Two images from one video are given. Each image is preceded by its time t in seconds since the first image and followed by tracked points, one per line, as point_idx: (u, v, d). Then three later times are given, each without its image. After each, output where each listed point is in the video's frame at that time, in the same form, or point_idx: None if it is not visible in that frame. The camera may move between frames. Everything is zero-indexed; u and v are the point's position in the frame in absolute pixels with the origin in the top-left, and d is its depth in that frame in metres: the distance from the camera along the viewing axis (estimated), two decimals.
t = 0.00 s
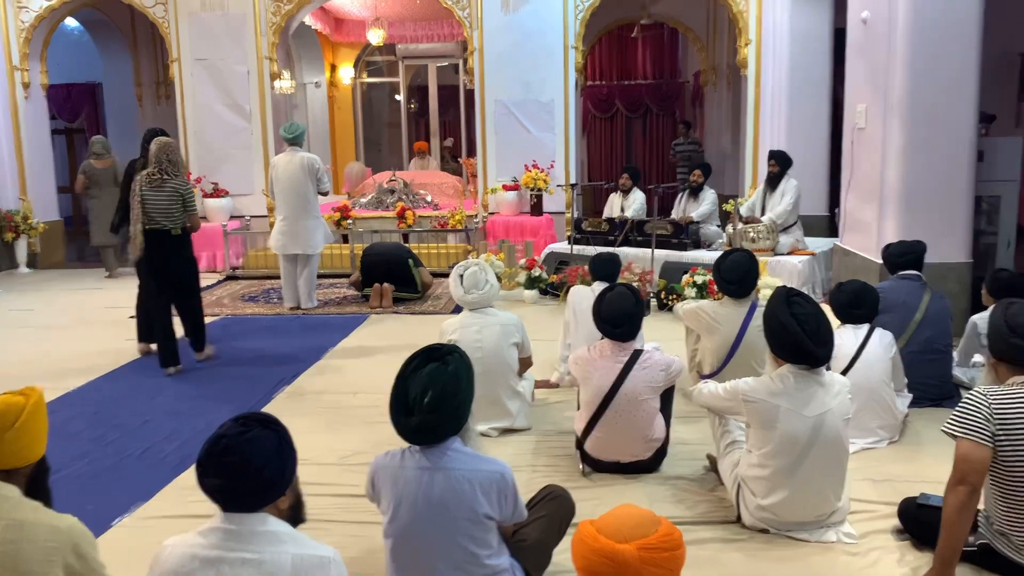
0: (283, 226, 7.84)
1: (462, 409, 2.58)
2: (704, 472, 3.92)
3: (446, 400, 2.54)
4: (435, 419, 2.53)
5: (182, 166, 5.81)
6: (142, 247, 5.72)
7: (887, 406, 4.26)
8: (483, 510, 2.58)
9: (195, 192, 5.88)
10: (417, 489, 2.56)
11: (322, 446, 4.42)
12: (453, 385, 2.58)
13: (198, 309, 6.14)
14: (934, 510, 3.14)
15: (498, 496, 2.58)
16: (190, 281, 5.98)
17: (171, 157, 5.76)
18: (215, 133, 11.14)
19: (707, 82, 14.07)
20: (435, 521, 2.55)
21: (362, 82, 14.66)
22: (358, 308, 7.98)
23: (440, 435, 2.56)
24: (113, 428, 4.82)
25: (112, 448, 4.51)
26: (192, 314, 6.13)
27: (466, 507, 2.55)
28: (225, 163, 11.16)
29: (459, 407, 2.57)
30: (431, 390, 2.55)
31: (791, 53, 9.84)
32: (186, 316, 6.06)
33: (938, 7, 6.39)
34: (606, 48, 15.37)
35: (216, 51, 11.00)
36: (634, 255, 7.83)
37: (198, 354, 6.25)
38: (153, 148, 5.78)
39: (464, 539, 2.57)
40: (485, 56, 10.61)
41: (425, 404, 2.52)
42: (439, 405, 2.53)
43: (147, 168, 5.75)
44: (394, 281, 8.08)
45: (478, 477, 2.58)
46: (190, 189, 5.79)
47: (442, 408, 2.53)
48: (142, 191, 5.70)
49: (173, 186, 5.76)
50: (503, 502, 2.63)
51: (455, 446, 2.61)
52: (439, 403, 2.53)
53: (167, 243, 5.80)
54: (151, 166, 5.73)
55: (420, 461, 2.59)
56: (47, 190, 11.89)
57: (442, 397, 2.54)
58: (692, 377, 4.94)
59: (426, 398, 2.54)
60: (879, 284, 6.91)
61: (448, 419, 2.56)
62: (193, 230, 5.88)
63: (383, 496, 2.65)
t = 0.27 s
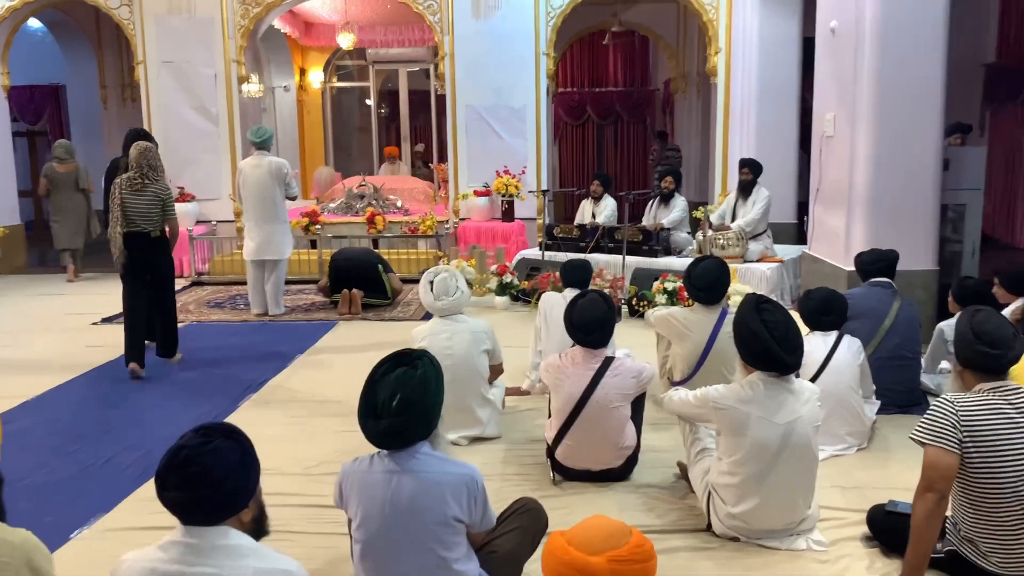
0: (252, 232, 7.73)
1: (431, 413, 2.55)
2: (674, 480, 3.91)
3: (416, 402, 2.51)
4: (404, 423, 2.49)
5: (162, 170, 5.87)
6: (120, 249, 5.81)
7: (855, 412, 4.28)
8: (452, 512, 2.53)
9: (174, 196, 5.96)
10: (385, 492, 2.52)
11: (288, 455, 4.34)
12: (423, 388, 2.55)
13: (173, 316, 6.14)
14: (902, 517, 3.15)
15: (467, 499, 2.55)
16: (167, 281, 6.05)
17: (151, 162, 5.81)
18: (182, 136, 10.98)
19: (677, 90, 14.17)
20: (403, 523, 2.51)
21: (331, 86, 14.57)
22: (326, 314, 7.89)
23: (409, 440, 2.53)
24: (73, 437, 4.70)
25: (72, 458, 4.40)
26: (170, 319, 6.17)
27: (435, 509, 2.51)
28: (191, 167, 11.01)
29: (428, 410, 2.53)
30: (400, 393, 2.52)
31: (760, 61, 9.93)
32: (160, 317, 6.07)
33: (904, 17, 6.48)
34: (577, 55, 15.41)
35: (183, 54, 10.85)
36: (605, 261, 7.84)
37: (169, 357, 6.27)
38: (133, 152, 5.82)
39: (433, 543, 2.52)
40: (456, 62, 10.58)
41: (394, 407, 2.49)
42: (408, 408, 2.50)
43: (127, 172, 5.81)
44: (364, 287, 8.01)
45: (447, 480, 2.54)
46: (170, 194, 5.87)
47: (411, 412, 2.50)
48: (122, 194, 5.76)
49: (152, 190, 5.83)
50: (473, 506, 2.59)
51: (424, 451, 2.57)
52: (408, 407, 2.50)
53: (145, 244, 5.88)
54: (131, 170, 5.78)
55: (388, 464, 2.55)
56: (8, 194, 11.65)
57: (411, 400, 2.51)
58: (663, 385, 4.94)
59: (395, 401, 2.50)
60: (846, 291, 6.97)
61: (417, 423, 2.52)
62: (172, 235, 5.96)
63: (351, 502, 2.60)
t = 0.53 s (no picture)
0: (226, 238, 7.65)
1: (411, 417, 2.54)
2: (648, 495, 3.90)
3: (394, 407, 2.50)
4: (382, 427, 2.47)
5: (145, 172, 6.04)
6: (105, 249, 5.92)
7: (828, 429, 4.30)
8: (425, 516, 2.50)
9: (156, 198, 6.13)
10: (360, 495, 2.49)
11: (259, 466, 4.27)
12: (401, 393, 2.54)
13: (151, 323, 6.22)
14: (873, 535, 3.16)
15: (442, 504, 2.52)
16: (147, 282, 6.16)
17: (135, 163, 5.97)
18: (157, 141, 10.87)
19: (656, 104, 14.27)
20: (375, 526, 2.48)
21: (310, 93, 14.51)
22: (301, 323, 7.82)
23: (386, 446, 2.51)
24: (38, 445, 4.59)
25: (37, 467, 4.30)
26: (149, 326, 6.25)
27: (408, 512, 2.48)
28: (166, 172, 10.90)
29: (407, 415, 2.52)
30: (378, 397, 2.51)
31: (738, 77, 10.01)
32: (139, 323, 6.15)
33: (880, 38, 6.55)
34: (557, 67, 15.46)
35: (160, 58, 10.75)
36: (582, 274, 7.85)
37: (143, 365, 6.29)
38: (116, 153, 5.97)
39: (407, 549, 2.49)
40: (436, 72, 10.57)
41: (371, 412, 2.48)
42: (385, 412, 2.48)
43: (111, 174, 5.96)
44: (339, 296, 7.95)
45: (423, 485, 2.51)
46: (153, 195, 6.04)
47: (389, 416, 2.48)
48: (106, 195, 5.88)
49: (136, 191, 5.99)
50: (448, 512, 2.56)
51: (401, 456, 2.55)
52: (386, 411, 2.49)
53: (128, 245, 6.00)
54: (114, 171, 5.93)
55: (364, 467, 2.53)
56: None
57: (389, 405, 2.50)
58: (637, 399, 4.93)
59: (372, 406, 2.49)
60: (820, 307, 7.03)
61: (396, 428, 2.50)
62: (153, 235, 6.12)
63: (326, 505, 2.57)
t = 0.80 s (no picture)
0: (210, 246, 7.62)
1: (395, 424, 2.53)
2: (627, 511, 3.91)
3: (378, 414, 2.49)
4: (365, 433, 2.46)
5: (130, 179, 6.01)
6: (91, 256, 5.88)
7: (808, 446, 4.33)
8: (407, 523, 2.49)
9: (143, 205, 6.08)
10: (342, 500, 2.48)
11: (237, 477, 4.25)
12: (385, 401, 2.53)
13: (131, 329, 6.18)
14: (850, 553, 3.17)
15: (425, 511, 2.52)
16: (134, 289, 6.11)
17: (121, 170, 5.98)
18: (143, 147, 10.83)
19: (644, 119, 14.34)
20: (355, 530, 2.46)
21: (299, 102, 14.50)
22: (284, 332, 7.80)
23: (369, 453, 2.50)
24: (13, 454, 4.54)
25: (12, 475, 4.25)
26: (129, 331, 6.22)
27: (389, 517, 2.47)
28: (152, 178, 10.86)
29: (391, 423, 2.51)
30: (363, 405, 2.50)
31: (724, 93, 10.08)
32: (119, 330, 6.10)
33: (864, 59, 6.62)
34: (546, 80, 15.52)
35: (148, 64, 10.71)
36: (567, 287, 7.87)
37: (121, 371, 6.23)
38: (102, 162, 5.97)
39: (387, 555, 2.47)
40: (425, 83, 10.59)
41: (355, 419, 2.47)
42: (369, 419, 2.47)
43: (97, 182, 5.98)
44: (323, 305, 7.93)
45: (406, 492, 2.51)
46: (138, 201, 6.00)
47: (373, 422, 2.47)
48: (92, 203, 5.88)
49: (122, 198, 5.96)
50: (430, 520, 2.56)
51: (383, 463, 2.55)
52: (370, 418, 2.48)
53: (115, 252, 5.96)
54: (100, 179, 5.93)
55: (346, 474, 2.53)
56: None
57: (373, 411, 2.49)
58: (618, 414, 4.93)
59: (356, 413, 2.49)
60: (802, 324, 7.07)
61: (380, 436, 2.49)
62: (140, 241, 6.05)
63: (307, 510, 2.55)
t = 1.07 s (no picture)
0: (201, 256, 7.61)
1: (382, 435, 2.52)
2: (614, 522, 3.92)
3: (365, 424, 2.48)
4: (352, 443, 2.44)
5: (111, 187, 6.17)
6: (76, 261, 5.94)
7: (795, 458, 4.37)
8: (393, 535, 2.48)
9: (123, 213, 6.24)
10: (327, 512, 2.46)
11: (224, 488, 4.24)
12: (372, 412, 2.53)
13: (117, 332, 6.31)
14: (835, 565, 3.16)
15: (410, 523, 2.50)
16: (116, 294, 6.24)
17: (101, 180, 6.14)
18: (134, 155, 10.81)
19: (636, 129, 14.38)
20: (340, 540, 2.44)
21: (291, 110, 14.51)
22: (274, 341, 7.79)
23: (355, 463, 2.48)
24: None
25: None
26: (114, 334, 6.35)
27: (374, 528, 2.46)
28: (142, 187, 10.84)
29: (378, 433, 2.50)
30: (350, 416, 2.49)
31: (715, 104, 10.12)
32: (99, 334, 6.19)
33: (853, 72, 6.66)
34: (538, 90, 15.55)
35: (139, 72, 10.70)
36: (558, 297, 7.88)
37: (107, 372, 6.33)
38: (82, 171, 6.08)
39: (372, 567, 2.46)
40: (417, 92, 10.60)
41: (342, 430, 2.45)
42: (356, 429, 2.46)
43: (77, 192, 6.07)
44: (313, 314, 7.92)
45: (391, 502, 2.49)
46: (120, 209, 6.16)
47: (360, 433, 2.46)
48: (75, 211, 5.98)
49: (104, 206, 6.10)
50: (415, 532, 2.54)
51: (369, 474, 2.53)
52: (358, 428, 2.46)
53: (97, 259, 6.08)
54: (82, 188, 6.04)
55: (332, 484, 2.51)
56: None
57: (360, 422, 2.48)
58: (607, 425, 4.94)
59: (343, 423, 2.47)
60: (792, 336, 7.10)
61: (366, 445, 2.47)
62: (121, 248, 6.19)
63: (292, 521, 2.53)
